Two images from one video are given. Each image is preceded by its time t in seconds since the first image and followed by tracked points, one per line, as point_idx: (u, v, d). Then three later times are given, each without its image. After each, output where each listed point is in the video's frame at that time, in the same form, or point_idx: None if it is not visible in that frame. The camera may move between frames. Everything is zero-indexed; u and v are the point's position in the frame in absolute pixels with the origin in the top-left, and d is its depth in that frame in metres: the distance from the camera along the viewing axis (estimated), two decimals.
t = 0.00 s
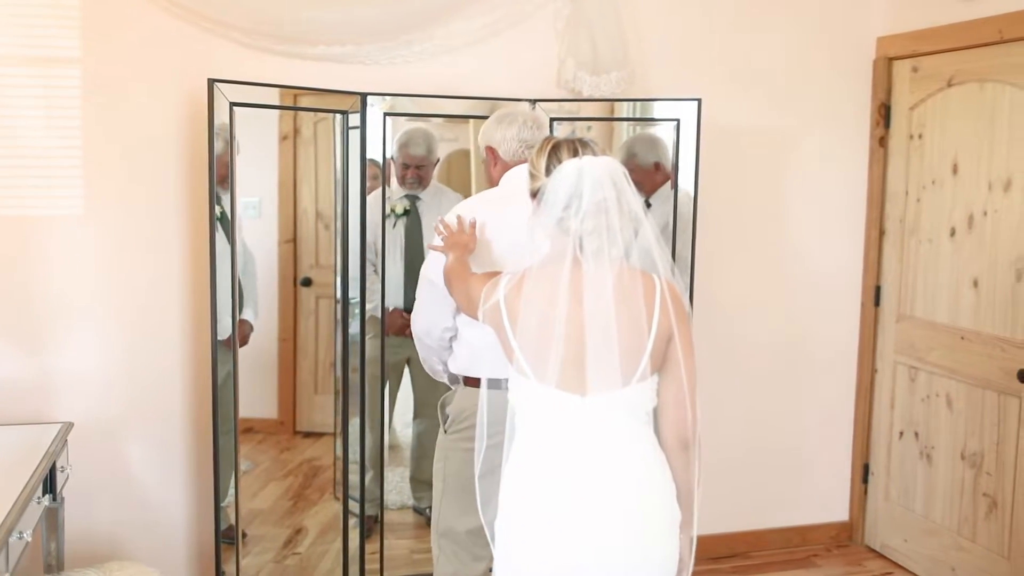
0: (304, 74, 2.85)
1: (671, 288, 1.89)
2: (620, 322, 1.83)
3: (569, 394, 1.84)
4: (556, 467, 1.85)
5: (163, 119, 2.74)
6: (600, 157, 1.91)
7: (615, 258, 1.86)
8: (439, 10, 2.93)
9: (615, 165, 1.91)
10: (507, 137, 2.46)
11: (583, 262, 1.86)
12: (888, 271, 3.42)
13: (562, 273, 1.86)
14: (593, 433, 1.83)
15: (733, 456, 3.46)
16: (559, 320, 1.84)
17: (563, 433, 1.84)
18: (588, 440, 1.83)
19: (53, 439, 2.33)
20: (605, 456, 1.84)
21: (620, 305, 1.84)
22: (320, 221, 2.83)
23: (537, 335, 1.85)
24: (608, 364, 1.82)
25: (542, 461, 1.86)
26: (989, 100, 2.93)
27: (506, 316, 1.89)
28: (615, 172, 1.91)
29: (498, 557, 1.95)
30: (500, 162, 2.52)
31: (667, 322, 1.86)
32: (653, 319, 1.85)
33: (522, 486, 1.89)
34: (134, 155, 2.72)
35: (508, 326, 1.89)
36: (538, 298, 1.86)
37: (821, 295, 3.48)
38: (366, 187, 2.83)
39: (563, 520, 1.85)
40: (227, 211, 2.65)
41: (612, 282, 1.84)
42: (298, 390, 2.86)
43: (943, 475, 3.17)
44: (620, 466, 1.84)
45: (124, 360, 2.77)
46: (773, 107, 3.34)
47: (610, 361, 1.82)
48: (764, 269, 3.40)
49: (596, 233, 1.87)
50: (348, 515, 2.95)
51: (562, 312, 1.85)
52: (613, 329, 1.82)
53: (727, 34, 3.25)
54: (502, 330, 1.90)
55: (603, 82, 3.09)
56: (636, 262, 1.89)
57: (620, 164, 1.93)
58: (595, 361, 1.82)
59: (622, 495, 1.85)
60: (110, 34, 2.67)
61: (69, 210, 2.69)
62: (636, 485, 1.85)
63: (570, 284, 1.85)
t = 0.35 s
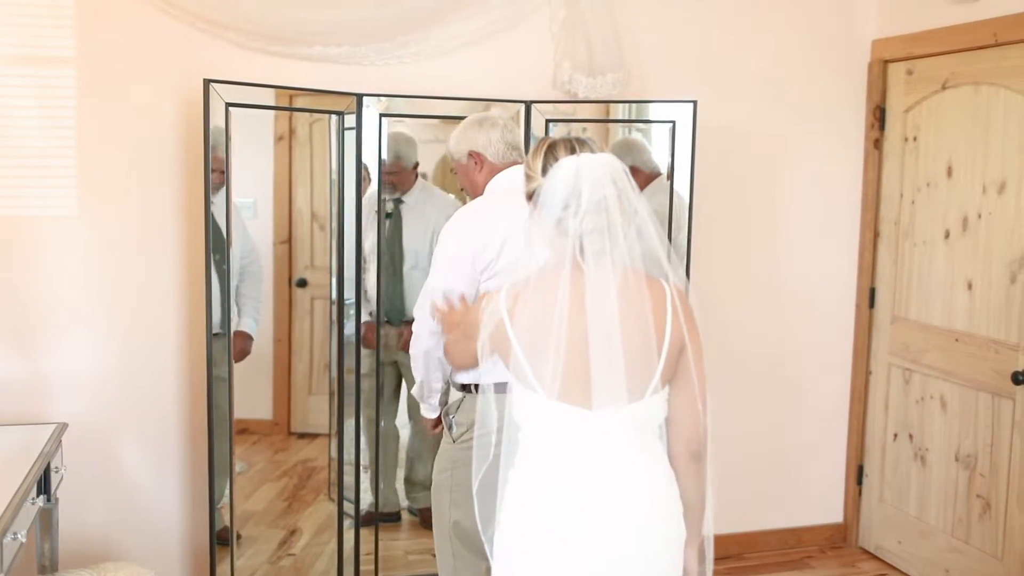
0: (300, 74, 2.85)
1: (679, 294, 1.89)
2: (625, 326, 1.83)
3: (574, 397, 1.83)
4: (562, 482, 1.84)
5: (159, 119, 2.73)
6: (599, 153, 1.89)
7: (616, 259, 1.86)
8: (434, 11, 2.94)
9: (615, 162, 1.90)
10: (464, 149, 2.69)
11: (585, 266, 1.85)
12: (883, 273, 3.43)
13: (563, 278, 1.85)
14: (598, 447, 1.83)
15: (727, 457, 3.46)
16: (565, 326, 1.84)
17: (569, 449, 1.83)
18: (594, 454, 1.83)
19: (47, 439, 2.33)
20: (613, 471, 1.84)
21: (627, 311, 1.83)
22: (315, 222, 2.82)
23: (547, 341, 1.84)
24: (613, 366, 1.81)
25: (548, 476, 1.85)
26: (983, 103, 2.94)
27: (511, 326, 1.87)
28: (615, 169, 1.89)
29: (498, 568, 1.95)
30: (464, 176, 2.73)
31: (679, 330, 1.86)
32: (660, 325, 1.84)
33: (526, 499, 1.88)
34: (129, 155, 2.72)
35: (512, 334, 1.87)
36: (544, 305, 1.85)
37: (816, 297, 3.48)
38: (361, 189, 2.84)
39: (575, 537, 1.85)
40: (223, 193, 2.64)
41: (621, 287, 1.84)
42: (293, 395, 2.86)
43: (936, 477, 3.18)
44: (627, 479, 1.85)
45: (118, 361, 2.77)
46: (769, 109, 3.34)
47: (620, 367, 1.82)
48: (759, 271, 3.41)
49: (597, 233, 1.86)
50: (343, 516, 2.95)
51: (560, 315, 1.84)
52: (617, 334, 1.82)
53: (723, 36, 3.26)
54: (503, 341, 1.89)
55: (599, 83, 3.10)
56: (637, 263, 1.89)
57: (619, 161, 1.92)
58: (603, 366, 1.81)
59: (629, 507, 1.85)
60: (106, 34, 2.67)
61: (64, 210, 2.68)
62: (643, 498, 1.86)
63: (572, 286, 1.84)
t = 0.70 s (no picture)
0: (299, 75, 2.85)
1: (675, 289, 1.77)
2: (611, 329, 1.70)
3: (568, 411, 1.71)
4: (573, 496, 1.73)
5: (157, 119, 2.73)
6: (572, 152, 1.84)
7: (596, 259, 1.76)
8: (433, 12, 2.94)
9: (590, 160, 1.84)
10: (437, 147, 2.59)
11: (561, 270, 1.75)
12: (880, 275, 3.43)
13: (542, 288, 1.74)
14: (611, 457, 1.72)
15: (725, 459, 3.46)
16: (548, 336, 1.70)
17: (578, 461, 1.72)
18: (607, 464, 1.72)
19: (46, 440, 2.33)
20: (629, 480, 1.73)
21: (614, 312, 1.71)
22: (313, 223, 2.83)
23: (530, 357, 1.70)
24: (600, 373, 1.69)
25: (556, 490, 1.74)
26: (981, 105, 2.94)
27: (492, 349, 1.73)
28: (590, 166, 1.83)
29: None
30: (433, 171, 2.65)
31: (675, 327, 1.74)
32: (651, 323, 1.72)
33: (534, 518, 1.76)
34: (128, 155, 2.72)
35: (492, 359, 1.73)
36: (524, 320, 1.71)
37: (813, 298, 3.49)
38: (359, 187, 2.83)
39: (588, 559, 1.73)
40: (221, 193, 2.62)
41: (607, 288, 1.73)
42: (291, 393, 2.87)
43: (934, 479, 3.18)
44: (647, 487, 1.74)
45: (117, 361, 2.77)
46: (767, 111, 3.35)
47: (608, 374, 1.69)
48: (757, 273, 3.41)
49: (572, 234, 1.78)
50: (340, 517, 2.94)
51: (545, 325, 1.70)
52: (602, 341, 1.70)
53: (721, 37, 3.26)
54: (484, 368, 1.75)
55: (598, 84, 3.10)
56: (623, 263, 1.78)
57: (597, 158, 1.86)
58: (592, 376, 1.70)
59: (650, 518, 1.74)
60: (104, 33, 2.67)
61: (63, 210, 2.68)
62: (665, 505, 1.75)
63: (551, 294, 1.73)
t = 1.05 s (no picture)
0: (298, 76, 2.85)
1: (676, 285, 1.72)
2: (617, 324, 1.64)
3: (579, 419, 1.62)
4: (595, 510, 1.62)
5: (157, 120, 2.73)
6: (564, 153, 1.80)
7: (597, 256, 1.69)
8: (433, 13, 2.94)
9: (583, 159, 1.79)
10: (449, 143, 2.51)
11: (562, 270, 1.68)
12: (880, 276, 3.43)
13: (545, 291, 1.65)
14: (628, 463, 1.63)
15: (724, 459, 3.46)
16: (553, 339, 1.61)
17: (595, 471, 1.62)
18: (623, 465, 1.63)
19: (46, 441, 2.32)
20: (651, 486, 1.64)
21: (619, 307, 1.64)
22: (313, 223, 2.84)
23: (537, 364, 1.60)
24: (606, 373, 1.63)
25: (576, 506, 1.62)
26: (980, 106, 2.94)
27: (494, 364, 1.61)
28: (584, 165, 1.79)
29: None
30: (437, 164, 2.53)
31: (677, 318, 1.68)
32: (655, 316, 1.66)
33: (555, 539, 1.63)
34: (127, 155, 2.72)
35: (494, 376, 1.61)
36: (529, 328, 1.61)
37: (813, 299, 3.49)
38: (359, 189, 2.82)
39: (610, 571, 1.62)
40: (221, 193, 2.62)
41: (613, 283, 1.66)
42: (291, 394, 2.88)
43: (933, 479, 3.18)
44: (668, 491, 1.65)
45: (116, 361, 2.77)
46: (767, 112, 3.35)
47: (616, 369, 1.63)
48: (756, 273, 3.41)
49: (571, 233, 1.71)
50: (340, 518, 2.90)
51: (556, 330, 1.61)
52: (607, 339, 1.63)
53: (720, 39, 3.27)
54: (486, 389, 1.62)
55: (598, 86, 3.13)
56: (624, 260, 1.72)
57: (592, 156, 1.82)
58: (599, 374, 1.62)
59: (675, 521, 1.65)
60: (104, 34, 2.67)
61: (63, 210, 2.68)
62: (689, 507, 1.66)
63: (554, 296, 1.64)
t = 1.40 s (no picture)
0: (295, 77, 2.85)
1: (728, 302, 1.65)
2: (673, 341, 1.57)
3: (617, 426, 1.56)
4: (625, 523, 1.58)
5: (153, 121, 2.73)
6: (630, 156, 1.66)
7: (658, 269, 1.60)
8: (429, 15, 2.94)
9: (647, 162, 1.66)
10: (456, 135, 2.37)
11: (622, 278, 1.59)
12: (876, 277, 3.44)
13: (604, 297, 1.57)
14: (666, 478, 1.58)
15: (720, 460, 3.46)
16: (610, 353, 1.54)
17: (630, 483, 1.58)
18: (659, 479, 1.58)
19: (41, 442, 2.32)
20: (687, 501, 1.59)
21: (676, 323, 1.58)
22: (309, 224, 2.84)
23: (587, 373, 1.53)
24: (655, 386, 1.56)
25: (609, 517, 1.59)
26: (976, 108, 2.95)
27: (537, 364, 1.54)
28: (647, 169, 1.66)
29: None
30: (447, 157, 2.35)
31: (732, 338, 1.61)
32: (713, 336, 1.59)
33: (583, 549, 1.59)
34: (125, 155, 2.72)
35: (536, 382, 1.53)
36: (581, 339, 1.53)
37: (809, 300, 3.49)
38: (355, 186, 2.82)
39: None
40: (218, 192, 2.62)
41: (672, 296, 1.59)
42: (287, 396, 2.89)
43: (929, 480, 3.19)
44: (705, 507, 1.60)
45: (111, 363, 2.76)
46: (763, 113, 3.35)
47: (669, 385, 1.56)
48: (752, 274, 3.42)
49: (636, 241, 1.60)
50: (336, 519, 2.91)
51: (610, 344, 1.54)
52: (663, 354, 1.56)
53: (716, 40, 3.27)
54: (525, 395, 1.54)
55: (595, 87, 3.10)
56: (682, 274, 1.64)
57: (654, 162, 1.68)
58: (648, 388, 1.56)
59: (708, 540, 1.59)
60: (100, 35, 2.67)
61: (59, 212, 2.68)
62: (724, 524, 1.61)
63: (608, 305, 1.56)
